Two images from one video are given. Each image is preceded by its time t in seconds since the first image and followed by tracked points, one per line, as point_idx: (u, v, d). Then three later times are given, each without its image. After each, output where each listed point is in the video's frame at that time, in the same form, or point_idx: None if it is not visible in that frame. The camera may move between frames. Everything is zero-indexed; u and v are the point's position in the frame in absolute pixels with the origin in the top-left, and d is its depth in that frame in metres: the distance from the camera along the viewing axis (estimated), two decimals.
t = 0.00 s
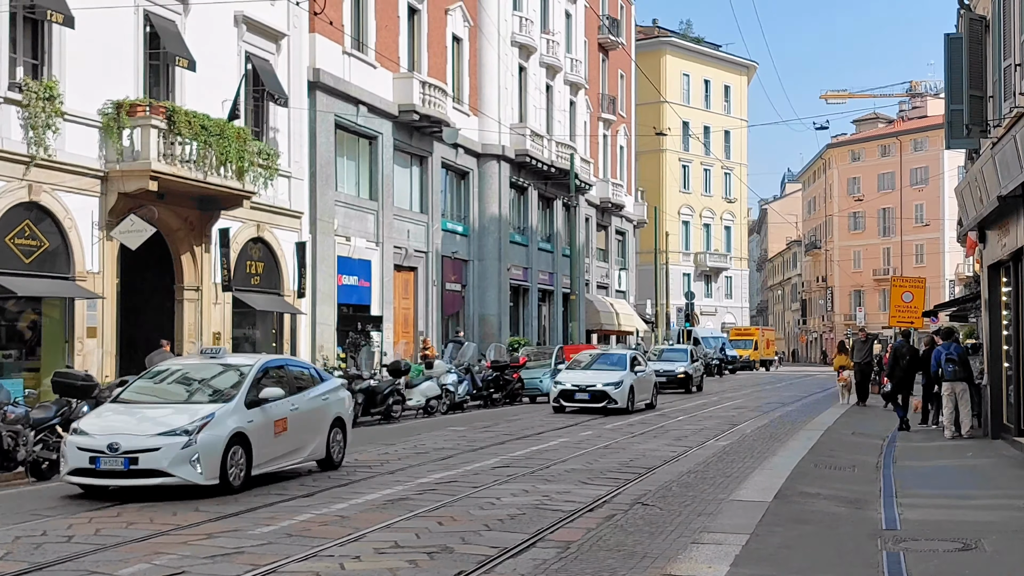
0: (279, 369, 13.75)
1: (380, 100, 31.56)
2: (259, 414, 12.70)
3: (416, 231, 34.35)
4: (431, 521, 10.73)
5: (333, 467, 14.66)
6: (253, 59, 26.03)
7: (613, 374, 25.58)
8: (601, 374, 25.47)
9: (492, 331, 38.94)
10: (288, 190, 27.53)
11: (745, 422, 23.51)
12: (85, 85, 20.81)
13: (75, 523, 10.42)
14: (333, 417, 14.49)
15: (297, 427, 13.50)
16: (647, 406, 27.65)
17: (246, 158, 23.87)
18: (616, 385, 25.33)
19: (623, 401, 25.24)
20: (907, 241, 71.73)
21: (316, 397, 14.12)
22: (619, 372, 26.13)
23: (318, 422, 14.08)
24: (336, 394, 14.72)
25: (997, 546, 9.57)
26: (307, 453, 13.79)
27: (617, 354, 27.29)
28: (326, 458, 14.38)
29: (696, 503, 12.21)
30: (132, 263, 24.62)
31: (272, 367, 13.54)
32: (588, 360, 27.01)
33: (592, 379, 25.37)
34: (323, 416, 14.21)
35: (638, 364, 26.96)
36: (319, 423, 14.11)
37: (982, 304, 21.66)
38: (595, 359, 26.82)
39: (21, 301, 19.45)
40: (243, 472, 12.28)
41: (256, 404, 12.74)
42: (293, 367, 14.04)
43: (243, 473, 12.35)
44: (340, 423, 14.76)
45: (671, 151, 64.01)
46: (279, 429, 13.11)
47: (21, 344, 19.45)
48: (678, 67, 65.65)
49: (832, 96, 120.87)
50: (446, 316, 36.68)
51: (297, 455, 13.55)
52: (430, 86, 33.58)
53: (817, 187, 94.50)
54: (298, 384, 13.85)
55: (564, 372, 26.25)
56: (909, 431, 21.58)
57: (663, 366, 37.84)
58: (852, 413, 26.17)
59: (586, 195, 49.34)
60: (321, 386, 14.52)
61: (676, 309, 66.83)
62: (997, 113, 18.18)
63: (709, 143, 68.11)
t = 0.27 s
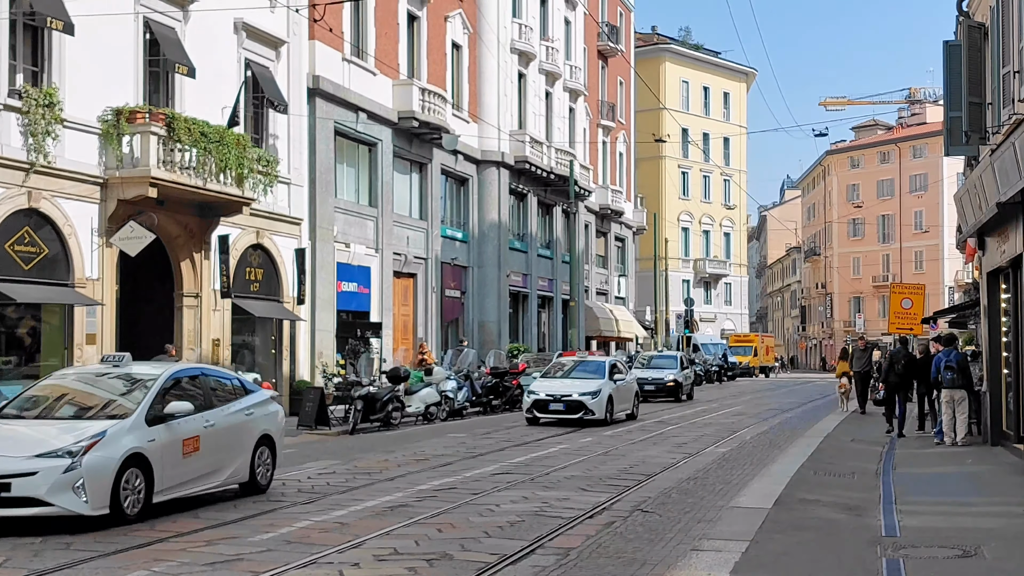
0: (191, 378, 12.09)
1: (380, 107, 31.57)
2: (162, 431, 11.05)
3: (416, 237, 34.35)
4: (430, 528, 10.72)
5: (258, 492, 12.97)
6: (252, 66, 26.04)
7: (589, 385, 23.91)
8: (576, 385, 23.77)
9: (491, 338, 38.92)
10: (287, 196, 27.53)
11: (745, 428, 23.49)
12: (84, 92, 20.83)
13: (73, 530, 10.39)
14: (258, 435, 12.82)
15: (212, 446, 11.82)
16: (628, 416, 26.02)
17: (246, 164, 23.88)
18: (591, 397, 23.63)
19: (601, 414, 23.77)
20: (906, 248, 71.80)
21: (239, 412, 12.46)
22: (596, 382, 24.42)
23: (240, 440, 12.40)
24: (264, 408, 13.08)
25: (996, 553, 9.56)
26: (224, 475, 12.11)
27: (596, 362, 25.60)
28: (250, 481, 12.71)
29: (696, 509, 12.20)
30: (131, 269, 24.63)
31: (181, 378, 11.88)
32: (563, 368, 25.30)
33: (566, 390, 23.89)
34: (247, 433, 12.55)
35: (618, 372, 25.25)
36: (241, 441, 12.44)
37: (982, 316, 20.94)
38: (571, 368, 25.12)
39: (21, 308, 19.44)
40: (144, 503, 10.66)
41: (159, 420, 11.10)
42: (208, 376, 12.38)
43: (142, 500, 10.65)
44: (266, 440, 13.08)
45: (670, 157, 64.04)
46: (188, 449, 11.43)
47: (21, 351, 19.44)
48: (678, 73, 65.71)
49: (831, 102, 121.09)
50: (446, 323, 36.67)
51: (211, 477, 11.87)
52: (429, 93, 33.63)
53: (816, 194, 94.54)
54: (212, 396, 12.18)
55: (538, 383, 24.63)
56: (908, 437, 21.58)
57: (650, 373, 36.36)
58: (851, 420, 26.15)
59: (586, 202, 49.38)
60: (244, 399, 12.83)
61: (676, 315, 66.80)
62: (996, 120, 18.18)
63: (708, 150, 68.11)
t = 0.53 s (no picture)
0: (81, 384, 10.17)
1: (380, 110, 31.59)
2: (32, 449, 9.13)
3: (415, 240, 34.35)
4: (430, 531, 10.72)
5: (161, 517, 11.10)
6: (252, 69, 26.06)
7: (563, 392, 22.10)
8: (549, 391, 21.97)
9: (490, 341, 38.91)
10: (287, 200, 27.54)
11: (745, 432, 23.49)
12: (84, 95, 20.83)
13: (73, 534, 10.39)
14: (162, 451, 10.95)
15: (100, 465, 9.92)
16: (607, 425, 24.17)
17: (246, 167, 23.90)
18: (564, 403, 21.80)
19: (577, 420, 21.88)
20: (906, 252, 71.81)
21: (137, 425, 10.60)
22: (572, 387, 22.61)
23: (140, 457, 10.54)
24: (172, 420, 11.25)
25: (995, 557, 9.57)
26: (119, 499, 10.25)
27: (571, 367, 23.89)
28: (151, 504, 10.86)
29: (696, 513, 12.20)
30: (130, 272, 24.62)
31: (68, 384, 9.96)
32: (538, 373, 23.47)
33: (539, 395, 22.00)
34: (148, 448, 10.70)
35: (596, 378, 23.44)
36: (140, 458, 10.59)
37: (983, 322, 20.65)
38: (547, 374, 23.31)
39: (21, 311, 19.45)
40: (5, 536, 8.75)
41: (29, 436, 9.18)
42: (102, 382, 10.46)
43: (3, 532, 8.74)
44: (174, 457, 11.23)
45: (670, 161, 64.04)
46: (67, 471, 9.53)
47: (20, 353, 19.44)
48: (677, 77, 65.73)
49: (830, 106, 121.27)
50: (445, 326, 36.67)
51: (99, 502, 9.95)
52: (429, 96, 33.65)
53: (816, 198, 94.60)
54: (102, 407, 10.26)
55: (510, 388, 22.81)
56: (908, 441, 21.58)
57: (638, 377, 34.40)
58: (850, 424, 26.17)
59: (586, 205, 49.39)
60: (148, 409, 10.96)
61: (675, 318, 66.78)
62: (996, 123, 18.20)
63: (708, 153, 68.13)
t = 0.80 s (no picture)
0: None
1: (379, 114, 31.62)
2: None
3: (415, 244, 34.35)
4: (430, 535, 10.71)
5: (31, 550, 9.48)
6: (252, 74, 26.07)
7: (535, 400, 20.69)
8: (519, 399, 20.54)
9: (490, 344, 38.91)
10: (287, 204, 27.55)
11: (745, 436, 23.50)
12: (84, 99, 20.83)
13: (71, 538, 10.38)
14: (32, 470, 10.77)
15: None
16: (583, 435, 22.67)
17: (245, 171, 23.90)
18: (536, 411, 20.28)
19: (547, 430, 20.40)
20: (905, 256, 71.86)
21: None
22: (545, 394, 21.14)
23: None
24: (46, 438, 11.12)
25: (996, 561, 9.55)
26: None
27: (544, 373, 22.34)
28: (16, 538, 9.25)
29: (696, 517, 12.17)
30: (130, 276, 24.62)
31: None
32: (511, 380, 21.95)
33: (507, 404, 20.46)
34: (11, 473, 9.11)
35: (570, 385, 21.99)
36: None
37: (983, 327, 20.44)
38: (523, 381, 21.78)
39: (21, 314, 19.46)
40: None
41: None
42: None
43: None
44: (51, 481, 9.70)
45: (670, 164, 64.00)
46: None
47: (20, 357, 19.44)
48: (677, 81, 65.74)
49: (830, 110, 121.46)
50: (445, 330, 36.66)
51: None
52: (430, 100, 33.67)
53: (816, 202, 94.65)
54: None
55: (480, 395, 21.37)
56: (907, 445, 21.61)
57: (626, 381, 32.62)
58: (850, 428, 26.16)
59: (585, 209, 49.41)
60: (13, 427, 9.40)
61: (675, 322, 66.78)
62: (996, 127, 18.23)
63: (707, 157, 68.17)
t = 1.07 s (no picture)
0: None
1: (379, 117, 31.65)
2: None
3: (414, 247, 34.36)
4: (430, 539, 10.70)
5: None
6: (252, 77, 26.10)
7: (503, 407, 19.65)
8: (484, 406, 19.49)
9: (490, 347, 38.91)
10: (287, 207, 27.55)
11: (744, 440, 23.50)
12: (84, 102, 20.85)
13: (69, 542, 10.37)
14: None
15: None
16: (555, 444, 21.52)
17: (245, 174, 23.91)
18: (499, 421, 19.21)
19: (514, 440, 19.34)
20: (905, 259, 71.93)
21: None
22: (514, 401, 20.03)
23: None
24: None
25: (996, 565, 9.54)
26: None
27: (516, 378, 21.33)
28: None
29: (695, 520, 12.17)
30: (129, 280, 24.61)
31: None
32: (480, 385, 20.79)
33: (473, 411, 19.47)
34: None
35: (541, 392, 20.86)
36: None
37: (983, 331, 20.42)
38: (493, 386, 20.60)
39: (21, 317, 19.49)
40: None
41: None
42: None
43: None
44: None
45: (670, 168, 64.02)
46: None
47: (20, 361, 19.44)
48: (677, 84, 65.76)
49: (830, 114, 121.67)
50: (444, 333, 36.66)
51: None
52: (430, 104, 33.69)
53: (815, 205, 94.72)
54: None
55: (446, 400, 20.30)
56: (907, 449, 21.63)
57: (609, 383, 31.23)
58: (850, 431, 26.16)
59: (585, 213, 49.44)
60: None
61: (674, 326, 66.76)
62: (996, 131, 18.26)
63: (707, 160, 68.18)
